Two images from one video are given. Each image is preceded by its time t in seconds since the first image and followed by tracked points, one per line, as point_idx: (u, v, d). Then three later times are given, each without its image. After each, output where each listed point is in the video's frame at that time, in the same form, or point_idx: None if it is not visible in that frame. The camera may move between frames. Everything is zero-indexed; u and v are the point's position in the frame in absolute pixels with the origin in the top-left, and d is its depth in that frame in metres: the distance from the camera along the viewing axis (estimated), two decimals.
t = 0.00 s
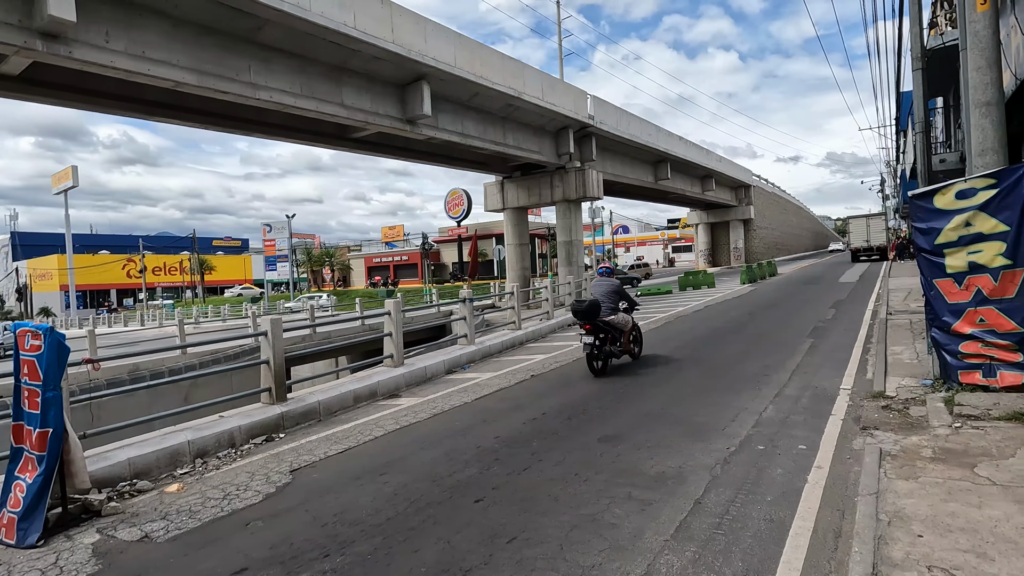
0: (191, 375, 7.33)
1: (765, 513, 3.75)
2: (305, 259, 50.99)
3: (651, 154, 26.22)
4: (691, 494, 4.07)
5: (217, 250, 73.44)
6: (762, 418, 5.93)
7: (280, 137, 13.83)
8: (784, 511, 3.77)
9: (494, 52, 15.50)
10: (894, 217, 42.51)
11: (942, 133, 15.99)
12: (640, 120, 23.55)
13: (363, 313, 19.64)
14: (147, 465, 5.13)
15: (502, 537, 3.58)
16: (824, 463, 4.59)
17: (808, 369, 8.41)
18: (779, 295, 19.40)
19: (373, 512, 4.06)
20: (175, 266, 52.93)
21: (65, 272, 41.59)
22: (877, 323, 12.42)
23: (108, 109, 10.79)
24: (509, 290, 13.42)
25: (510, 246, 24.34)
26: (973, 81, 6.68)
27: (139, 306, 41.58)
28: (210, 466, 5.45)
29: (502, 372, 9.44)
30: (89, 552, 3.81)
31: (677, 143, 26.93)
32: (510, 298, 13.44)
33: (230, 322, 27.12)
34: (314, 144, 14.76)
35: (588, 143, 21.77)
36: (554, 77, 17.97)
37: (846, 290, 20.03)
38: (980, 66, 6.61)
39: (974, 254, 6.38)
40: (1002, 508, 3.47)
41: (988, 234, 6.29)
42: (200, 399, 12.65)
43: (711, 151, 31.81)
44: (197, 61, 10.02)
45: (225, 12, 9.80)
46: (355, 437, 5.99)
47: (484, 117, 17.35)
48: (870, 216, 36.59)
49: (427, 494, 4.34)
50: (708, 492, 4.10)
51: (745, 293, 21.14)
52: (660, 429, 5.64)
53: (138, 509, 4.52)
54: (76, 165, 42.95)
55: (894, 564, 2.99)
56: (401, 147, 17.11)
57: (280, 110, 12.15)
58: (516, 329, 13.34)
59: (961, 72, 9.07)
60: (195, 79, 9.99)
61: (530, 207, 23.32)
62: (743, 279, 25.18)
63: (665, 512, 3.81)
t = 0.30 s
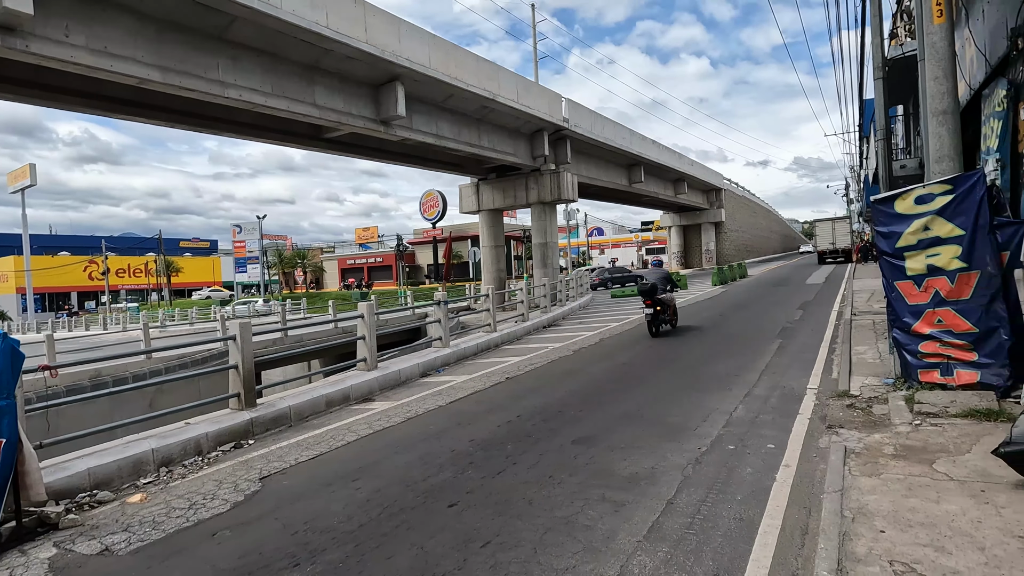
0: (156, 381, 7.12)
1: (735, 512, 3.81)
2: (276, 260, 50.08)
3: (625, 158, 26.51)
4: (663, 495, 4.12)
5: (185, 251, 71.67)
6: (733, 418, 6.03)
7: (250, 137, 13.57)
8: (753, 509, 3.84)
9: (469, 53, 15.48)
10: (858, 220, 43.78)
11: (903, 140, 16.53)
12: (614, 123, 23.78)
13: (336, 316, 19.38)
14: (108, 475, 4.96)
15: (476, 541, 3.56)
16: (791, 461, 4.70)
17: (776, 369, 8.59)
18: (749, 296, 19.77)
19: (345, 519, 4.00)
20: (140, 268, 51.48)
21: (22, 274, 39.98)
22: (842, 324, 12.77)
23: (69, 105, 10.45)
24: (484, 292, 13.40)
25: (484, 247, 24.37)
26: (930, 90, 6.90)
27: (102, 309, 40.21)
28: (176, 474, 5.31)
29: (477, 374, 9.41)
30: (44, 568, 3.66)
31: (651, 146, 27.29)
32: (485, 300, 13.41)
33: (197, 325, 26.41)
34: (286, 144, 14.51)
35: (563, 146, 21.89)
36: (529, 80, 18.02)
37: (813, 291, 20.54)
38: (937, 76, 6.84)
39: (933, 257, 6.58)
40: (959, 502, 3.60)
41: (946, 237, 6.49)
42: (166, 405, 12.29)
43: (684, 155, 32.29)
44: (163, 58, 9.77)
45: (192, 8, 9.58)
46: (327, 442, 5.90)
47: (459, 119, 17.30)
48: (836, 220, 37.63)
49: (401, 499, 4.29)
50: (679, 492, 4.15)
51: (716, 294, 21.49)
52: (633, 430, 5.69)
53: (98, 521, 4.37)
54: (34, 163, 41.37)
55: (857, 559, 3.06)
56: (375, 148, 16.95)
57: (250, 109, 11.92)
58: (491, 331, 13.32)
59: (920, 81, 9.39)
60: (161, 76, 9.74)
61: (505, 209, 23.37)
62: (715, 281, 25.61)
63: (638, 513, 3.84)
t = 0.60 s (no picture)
0: (118, 391, 6.90)
1: (704, 513, 3.86)
2: (246, 265, 49.08)
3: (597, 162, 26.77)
4: (634, 497, 4.15)
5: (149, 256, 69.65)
6: (703, 419, 6.12)
7: (217, 139, 13.29)
8: (721, 510, 3.90)
9: (441, 58, 15.46)
10: (823, 224, 45.03)
11: (863, 147, 17.09)
12: (586, 129, 24.01)
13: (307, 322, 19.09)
14: (64, 490, 4.78)
15: (447, 549, 3.53)
16: (758, 461, 4.79)
17: (745, 370, 8.76)
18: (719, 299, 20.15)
19: (313, 530, 3.92)
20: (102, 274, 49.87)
21: None
22: (808, 325, 13.10)
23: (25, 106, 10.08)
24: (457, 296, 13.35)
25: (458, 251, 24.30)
26: (886, 100, 7.16)
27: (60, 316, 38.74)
28: (136, 488, 5.14)
29: (451, 380, 9.36)
30: None
31: (623, 151, 27.64)
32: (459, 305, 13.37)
33: (162, 332, 25.67)
34: (254, 147, 14.25)
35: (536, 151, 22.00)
36: (502, 85, 18.07)
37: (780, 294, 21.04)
38: (893, 86, 7.09)
39: (891, 260, 6.79)
40: (916, 498, 3.72)
41: (903, 242, 6.71)
42: (128, 415, 11.90)
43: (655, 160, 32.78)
44: (125, 58, 9.52)
45: (155, 8, 9.36)
46: (296, 451, 5.79)
47: (431, 123, 17.24)
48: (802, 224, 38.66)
49: (371, 508, 4.23)
50: (650, 495, 4.19)
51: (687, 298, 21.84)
52: (605, 433, 5.72)
53: (52, 539, 4.20)
54: None
55: (821, 556, 3.13)
56: (347, 151, 16.77)
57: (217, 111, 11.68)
58: (465, 336, 13.28)
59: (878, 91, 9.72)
60: (122, 76, 9.48)
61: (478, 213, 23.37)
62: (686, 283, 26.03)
63: (609, 516, 3.86)
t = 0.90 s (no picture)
0: (96, 397, 6.78)
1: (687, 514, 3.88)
2: (229, 269, 48.51)
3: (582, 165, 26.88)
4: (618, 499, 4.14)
5: (129, 260, 68.58)
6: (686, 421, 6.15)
7: (198, 141, 13.12)
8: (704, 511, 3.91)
9: (426, 60, 15.43)
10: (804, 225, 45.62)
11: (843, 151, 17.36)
12: (571, 132, 24.11)
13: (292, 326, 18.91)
14: (38, 500, 4.68)
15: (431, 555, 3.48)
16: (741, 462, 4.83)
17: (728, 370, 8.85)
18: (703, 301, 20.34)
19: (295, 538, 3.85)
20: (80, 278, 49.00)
21: None
22: (790, 326, 13.27)
23: None
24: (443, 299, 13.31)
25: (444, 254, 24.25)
26: (863, 104, 7.24)
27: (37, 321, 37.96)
28: (114, 496, 5.04)
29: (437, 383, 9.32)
30: None
31: (607, 154, 27.78)
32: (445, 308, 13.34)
33: (143, 337, 25.27)
34: (236, 149, 14.10)
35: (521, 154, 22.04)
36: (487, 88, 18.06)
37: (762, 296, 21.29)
38: (870, 90, 7.17)
39: (869, 262, 6.93)
40: (894, 496, 3.77)
41: (880, 243, 6.85)
42: (107, 422, 11.70)
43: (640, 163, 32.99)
44: (102, 58, 9.37)
45: (133, 8, 9.23)
46: (278, 457, 5.73)
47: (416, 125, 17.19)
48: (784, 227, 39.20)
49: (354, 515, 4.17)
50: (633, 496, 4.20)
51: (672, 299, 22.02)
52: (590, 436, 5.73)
53: (25, 550, 4.09)
54: None
55: (801, 555, 3.17)
56: (331, 154, 16.65)
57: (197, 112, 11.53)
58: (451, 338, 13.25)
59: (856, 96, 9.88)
60: (100, 77, 9.34)
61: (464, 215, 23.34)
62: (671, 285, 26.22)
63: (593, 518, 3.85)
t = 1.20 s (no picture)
0: (91, 399, 6.74)
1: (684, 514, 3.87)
2: (226, 270, 48.43)
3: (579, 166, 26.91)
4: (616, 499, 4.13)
5: (125, 261, 68.32)
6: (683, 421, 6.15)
7: (193, 142, 13.08)
8: (701, 511, 3.91)
9: (422, 61, 15.43)
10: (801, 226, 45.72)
11: (838, 151, 17.43)
12: (568, 133, 24.14)
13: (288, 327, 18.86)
14: (33, 502, 4.66)
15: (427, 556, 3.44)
16: (738, 462, 4.83)
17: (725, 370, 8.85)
18: (700, 301, 20.37)
19: (291, 538, 3.82)
20: (75, 280, 48.81)
21: None
22: (786, 326, 13.31)
23: None
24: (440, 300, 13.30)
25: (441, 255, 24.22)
26: (859, 105, 7.29)
27: (31, 323, 37.73)
28: (109, 498, 5.03)
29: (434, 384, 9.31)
30: None
31: (604, 155, 27.82)
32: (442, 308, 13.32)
33: (139, 339, 25.16)
34: (232, 150, 14.07)
35: (518, 154, 22.05)
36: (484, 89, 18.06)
37: (759, 296, 21.33)
38: (865, 91, 7.23)
39: (865, 262, 6.94)
40: (890, 495, 3.78)
41: (876, 243, 6.87)
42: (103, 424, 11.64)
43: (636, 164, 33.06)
44: (98, 59, 9.35)
45: (129, 9, 9.20)
46: (275, 459, 5.71)
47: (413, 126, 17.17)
48: (780, 227, 39.35)
49: (351, 515, 4.14)
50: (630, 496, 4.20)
51: (669, 300, 22.03)
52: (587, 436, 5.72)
53: (20, 552, 4.05)
54: None
55: (797, 554, 3.17)
56: (327, 155, 16.63)
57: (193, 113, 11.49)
58: (448, 339, 13.25)
59: (851, 96, 9.91)
60: (95, 78, 9.31)
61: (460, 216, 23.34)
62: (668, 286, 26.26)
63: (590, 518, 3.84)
